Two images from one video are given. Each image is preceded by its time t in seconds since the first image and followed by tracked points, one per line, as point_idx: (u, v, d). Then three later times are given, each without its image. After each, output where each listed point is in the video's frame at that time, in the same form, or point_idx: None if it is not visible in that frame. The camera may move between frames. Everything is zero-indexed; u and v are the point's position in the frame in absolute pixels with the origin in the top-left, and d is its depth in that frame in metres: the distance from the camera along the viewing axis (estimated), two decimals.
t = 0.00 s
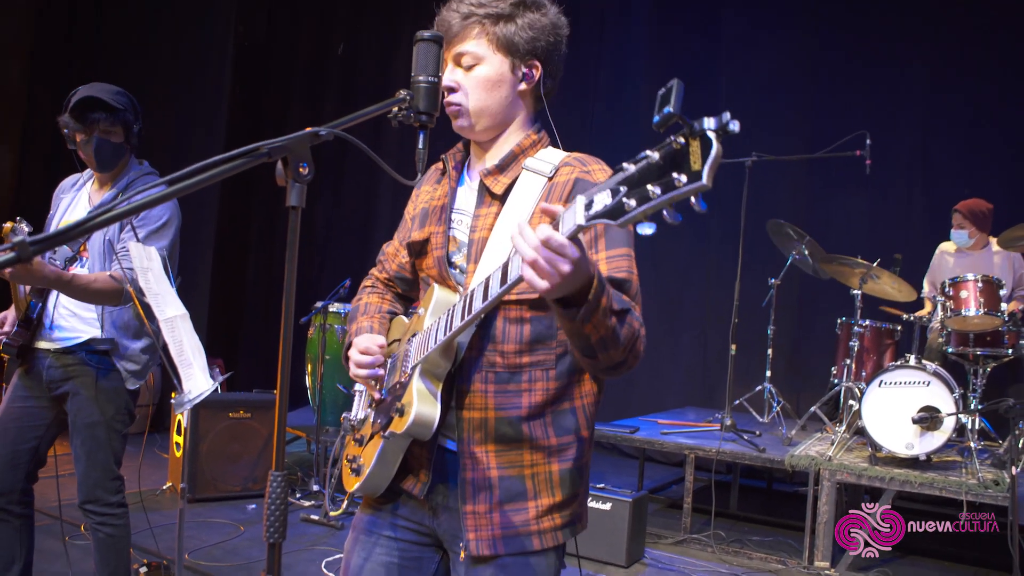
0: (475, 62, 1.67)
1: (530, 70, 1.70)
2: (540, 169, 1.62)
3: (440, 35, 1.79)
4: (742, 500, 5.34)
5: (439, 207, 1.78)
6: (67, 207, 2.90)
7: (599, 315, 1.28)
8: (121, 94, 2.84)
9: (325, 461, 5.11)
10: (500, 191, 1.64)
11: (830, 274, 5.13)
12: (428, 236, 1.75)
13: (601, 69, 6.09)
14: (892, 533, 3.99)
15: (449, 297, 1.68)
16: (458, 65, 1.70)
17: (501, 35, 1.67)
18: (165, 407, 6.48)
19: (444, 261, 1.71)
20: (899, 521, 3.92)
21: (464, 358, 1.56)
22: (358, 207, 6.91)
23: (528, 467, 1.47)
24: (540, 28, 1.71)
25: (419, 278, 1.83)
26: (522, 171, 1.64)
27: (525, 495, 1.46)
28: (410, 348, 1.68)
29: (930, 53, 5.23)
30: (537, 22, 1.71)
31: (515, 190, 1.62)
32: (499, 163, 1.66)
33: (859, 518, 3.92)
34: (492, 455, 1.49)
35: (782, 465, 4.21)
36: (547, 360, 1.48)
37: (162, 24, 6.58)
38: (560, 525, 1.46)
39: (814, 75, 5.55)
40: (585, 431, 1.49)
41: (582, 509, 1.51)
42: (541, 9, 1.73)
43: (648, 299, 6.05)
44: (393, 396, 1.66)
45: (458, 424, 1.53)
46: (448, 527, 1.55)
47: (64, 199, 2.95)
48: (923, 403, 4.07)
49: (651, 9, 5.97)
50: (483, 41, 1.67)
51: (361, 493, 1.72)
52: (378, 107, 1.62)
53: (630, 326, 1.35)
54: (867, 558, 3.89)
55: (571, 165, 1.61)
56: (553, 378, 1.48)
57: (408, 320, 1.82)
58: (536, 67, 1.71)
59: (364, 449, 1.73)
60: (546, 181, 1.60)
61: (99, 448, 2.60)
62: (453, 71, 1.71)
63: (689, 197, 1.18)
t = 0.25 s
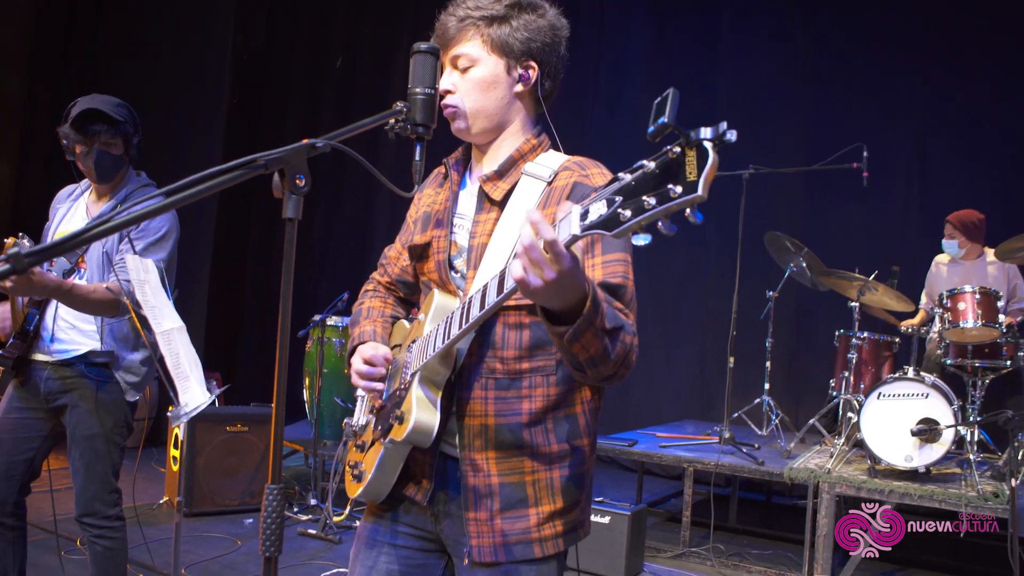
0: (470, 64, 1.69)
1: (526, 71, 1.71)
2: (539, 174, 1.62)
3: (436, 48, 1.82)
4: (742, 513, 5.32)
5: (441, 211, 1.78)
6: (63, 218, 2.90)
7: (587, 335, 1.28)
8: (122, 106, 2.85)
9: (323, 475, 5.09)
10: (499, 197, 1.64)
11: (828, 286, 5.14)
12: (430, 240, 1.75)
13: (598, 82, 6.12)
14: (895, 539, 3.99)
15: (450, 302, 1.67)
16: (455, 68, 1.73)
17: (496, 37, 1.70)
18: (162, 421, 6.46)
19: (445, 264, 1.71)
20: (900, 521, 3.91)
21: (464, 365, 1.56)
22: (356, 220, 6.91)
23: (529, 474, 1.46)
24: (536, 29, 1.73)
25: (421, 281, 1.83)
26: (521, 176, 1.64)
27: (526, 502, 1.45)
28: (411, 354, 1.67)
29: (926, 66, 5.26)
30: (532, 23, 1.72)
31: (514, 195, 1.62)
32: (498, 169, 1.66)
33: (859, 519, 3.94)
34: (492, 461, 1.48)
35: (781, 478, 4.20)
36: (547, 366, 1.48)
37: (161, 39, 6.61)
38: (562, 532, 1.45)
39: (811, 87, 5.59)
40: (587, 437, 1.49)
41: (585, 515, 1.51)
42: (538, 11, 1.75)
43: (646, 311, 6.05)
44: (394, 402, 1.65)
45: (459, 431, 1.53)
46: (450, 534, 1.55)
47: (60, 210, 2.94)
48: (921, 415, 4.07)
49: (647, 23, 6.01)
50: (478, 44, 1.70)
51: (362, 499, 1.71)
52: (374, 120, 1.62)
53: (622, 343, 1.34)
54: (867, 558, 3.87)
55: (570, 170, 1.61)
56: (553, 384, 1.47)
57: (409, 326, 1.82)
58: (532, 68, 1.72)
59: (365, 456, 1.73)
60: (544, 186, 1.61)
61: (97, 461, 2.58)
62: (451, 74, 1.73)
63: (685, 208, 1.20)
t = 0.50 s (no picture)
0: (469, 85, 1.73)
1: (525, 92, 1.74)
2: (539, 196, 1.63)
3: (438, 63, 1.81)
4: (745, 528, 5.29)
5: (442, 233, 1.80)
6: (64, 233, 2.91)
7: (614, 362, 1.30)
8: (129, 126, 2.87)
9: (324, 490, 5.07)
10: (498, 219, 1.65)
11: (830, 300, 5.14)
12: (431, 261, 1.77)
13: (599, 97, 6.15)
14: (893, 539, 4.03)
15: (450, 324, 1.68)
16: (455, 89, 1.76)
17: (496, 58, 1.73)
18: (163, 435, 6.45)
19: (447, 286, 1.72)
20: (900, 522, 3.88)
21: (463, 387, 1.57)
22: (358, 234, 6.93)
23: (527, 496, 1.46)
24: (535, 51, 1.76)
25: (422, 303, 1.84)
26: (522, 198, 1.65)
27: (524, 524, 1.45)
28: (411, 376, 1.68)
29: (926, 81, 5.29)
30: (531, 44, 1.76)
31: (514, 216, 1.63)
32: (498, 190, 1.68)
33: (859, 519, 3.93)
34: (490, 483, 1.48)
35: (784, 493, 4.18)
36: (547, 388, 1.47)
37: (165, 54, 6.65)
38: (561, 555, 1.44)
39: (811, 102, 5.61)
40: (587, 461, 1.47)
41: (585, 539, 1.49)
42: (537, 32, 1.78)
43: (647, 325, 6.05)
44: (394, 423, 1.65)
45: (458, 452, 1.53)
46: (448, 556, 1.54)
47: (61, 224, 2.95)
48: (925, 429, 4.07)
49: (648, 39, 6.05)
50: (478, 66, 1.73)
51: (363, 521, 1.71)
52: (376, 135, 1.63)
53: (645, 370, 1.34)
54: (869, 558, 3.89)
55: (570, 191, 1.61)
56: (553, 406, 1.46)
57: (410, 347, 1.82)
58: (531, 89, 1.74)
59: (365, 477, 1.73)
60: (544, 208, 1.61)
61: (98, 475, 2.58)
62: (451, 95, 1.76)
63: (680, 235, 1.19)
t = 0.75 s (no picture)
0: (475, 80, 1.78)
1: (530, 88, 1.79)
2: (542, 189, 1.65)
3: (446, 70, 1.80)
4: (752, 536, 5.26)
5: (447, 228, 1.81)
6: (72, 237, 2.93)
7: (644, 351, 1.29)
8: (139, 132, 2.89)
9: (331, 496, 5.07)
10: (501, 212, 1.69)
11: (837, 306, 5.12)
12: (437, 257, 1.78)
13: (605, 103, 6.15)
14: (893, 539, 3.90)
15: (456, 320, 1.68)
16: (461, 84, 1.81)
17: (502, 54, 1.78)
18: (170, 442, 6.47)
19: (453, 282, 1.73)
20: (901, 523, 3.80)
21: (470, 383, 1.57)
22: (364, 241, 6.95)
23: (538, 491, 1.46)
24: (540, 49, 1.81)
25: (428, 300, 1.85)
26: (524, 190, 1.68)
27: (536, 520, 1.45)
28: (418, 373, 1.68)
29: (933, 87, 5.29)
30: (538, 42, 1.81)
31: (517, 208, 1.65)
32: (501, 184, 1.71)
33: (859, 519, 3.84)
34: (501, 479, 1.49)
35: (792, 500, 4.16)
36: (556, 381, 1.48)
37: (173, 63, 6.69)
38: (573, 549, 1.44)
39: (818, 108, 5.61)
40: (599, 453, 1.47)
41: (598, 533, 1.49)
42: (542, 32, 1.84)
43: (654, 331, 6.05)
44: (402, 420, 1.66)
45: (467, 449, 1.53)
46: (461, 556, 1.54)
47: (68, 229, 2.97)
48: (934, 436, 4.05)
49: (654, 46, 6.07)
50: (483, 61, 1.79)
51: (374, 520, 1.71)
52: (383, 140, 1.64)
53: (678, 347, 1.34)
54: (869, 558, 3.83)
55: (573, 183, 1.63)
56: (562, 400, 1.47)
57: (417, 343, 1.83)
58: (536, 86, 1.80)
59: (376, 476, 1.73)
60: (548, 201, 1.63)
61: (104, 481, 2.59)
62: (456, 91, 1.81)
63: (685, 226, 1.19)
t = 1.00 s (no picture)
0: (484, 83, 1.79)
1: (540, 94, 1.81)
2: (543, 192, 1.65)
3: (453, 76, 1.79)
4: (760, 544, 5.23)
5: (452, 233, 1.83)
6: (79, 246, 2.95)
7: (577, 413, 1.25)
8: (140, 139, 2.92)
9: (337, 503, 5.06)
10: (503, 215, 1.70)
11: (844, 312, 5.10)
12: (442, 262, 1.78)
13: (611, 110, 6.16)
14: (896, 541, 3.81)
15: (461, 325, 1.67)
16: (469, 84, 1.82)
17: (513, 58, 1.80)
18: (177, 449, 6.47)
19: (459, 287, 1.73)
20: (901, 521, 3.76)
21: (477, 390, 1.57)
22: (370, 248, 6.96)
23: (546, 494, 1.45)
24: (550, 56, 1.83)
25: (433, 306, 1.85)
26: (525, 193, 1.69)
27: (546, 523, 1.45)
28: (425, 379, 1.69)
29: (940, 92, 5.28)
30: (549, 49, 1.83)
31: (520, 209, 1.66)
32: (502, 187, 1.72)
33: (859, 520, 3.83)
34: (509, 484, 1.48)
35: (800, 507, 4.14)
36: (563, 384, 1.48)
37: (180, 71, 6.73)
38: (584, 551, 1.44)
39: (824, 114, 5.60)
40: (604, 453, 1.49)
41: (607, 534, 1.50)
42: (553, 40, 1.86)
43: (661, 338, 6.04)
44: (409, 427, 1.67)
45: (474, 455, 1.53)
46: (469, 562, 1.55)
47: (76, 238, 2.99)
48: (942, 443, 4.02)
49: (660, 53, 6.08)
50: (495, 64, 1.80)
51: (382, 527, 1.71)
52: (391, 145, 1.64)
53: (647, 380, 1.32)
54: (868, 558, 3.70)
55: (575, 185, 1.63)
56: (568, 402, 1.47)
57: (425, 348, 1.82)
58: (545, 92, 1.81)
59: (383, 482, 1.73)
60: (548, 203, 1.63)
61: (109, 488, 2.60)
62: (464, 90, 1.82)
63: (694, 235, 1.21)
